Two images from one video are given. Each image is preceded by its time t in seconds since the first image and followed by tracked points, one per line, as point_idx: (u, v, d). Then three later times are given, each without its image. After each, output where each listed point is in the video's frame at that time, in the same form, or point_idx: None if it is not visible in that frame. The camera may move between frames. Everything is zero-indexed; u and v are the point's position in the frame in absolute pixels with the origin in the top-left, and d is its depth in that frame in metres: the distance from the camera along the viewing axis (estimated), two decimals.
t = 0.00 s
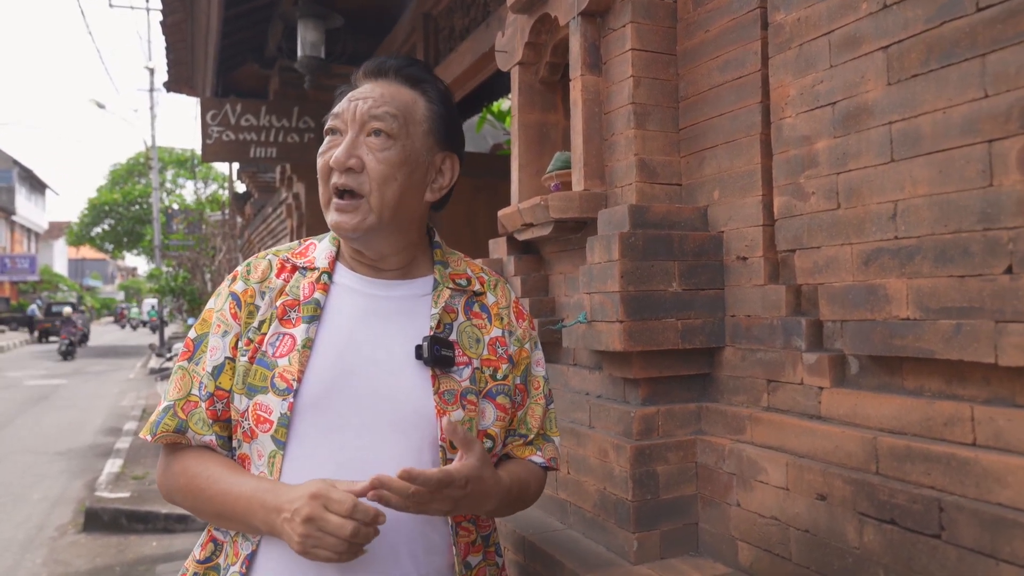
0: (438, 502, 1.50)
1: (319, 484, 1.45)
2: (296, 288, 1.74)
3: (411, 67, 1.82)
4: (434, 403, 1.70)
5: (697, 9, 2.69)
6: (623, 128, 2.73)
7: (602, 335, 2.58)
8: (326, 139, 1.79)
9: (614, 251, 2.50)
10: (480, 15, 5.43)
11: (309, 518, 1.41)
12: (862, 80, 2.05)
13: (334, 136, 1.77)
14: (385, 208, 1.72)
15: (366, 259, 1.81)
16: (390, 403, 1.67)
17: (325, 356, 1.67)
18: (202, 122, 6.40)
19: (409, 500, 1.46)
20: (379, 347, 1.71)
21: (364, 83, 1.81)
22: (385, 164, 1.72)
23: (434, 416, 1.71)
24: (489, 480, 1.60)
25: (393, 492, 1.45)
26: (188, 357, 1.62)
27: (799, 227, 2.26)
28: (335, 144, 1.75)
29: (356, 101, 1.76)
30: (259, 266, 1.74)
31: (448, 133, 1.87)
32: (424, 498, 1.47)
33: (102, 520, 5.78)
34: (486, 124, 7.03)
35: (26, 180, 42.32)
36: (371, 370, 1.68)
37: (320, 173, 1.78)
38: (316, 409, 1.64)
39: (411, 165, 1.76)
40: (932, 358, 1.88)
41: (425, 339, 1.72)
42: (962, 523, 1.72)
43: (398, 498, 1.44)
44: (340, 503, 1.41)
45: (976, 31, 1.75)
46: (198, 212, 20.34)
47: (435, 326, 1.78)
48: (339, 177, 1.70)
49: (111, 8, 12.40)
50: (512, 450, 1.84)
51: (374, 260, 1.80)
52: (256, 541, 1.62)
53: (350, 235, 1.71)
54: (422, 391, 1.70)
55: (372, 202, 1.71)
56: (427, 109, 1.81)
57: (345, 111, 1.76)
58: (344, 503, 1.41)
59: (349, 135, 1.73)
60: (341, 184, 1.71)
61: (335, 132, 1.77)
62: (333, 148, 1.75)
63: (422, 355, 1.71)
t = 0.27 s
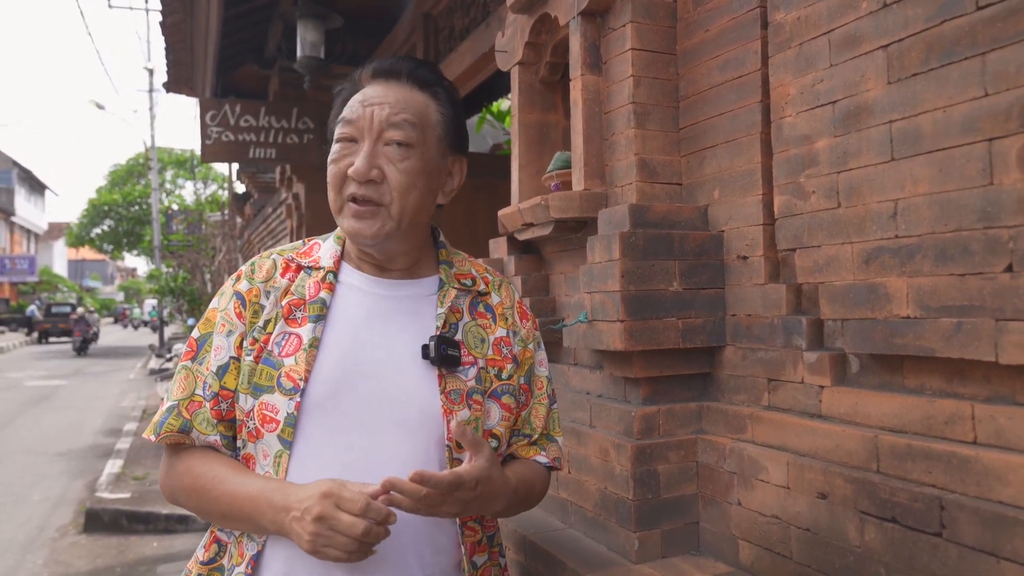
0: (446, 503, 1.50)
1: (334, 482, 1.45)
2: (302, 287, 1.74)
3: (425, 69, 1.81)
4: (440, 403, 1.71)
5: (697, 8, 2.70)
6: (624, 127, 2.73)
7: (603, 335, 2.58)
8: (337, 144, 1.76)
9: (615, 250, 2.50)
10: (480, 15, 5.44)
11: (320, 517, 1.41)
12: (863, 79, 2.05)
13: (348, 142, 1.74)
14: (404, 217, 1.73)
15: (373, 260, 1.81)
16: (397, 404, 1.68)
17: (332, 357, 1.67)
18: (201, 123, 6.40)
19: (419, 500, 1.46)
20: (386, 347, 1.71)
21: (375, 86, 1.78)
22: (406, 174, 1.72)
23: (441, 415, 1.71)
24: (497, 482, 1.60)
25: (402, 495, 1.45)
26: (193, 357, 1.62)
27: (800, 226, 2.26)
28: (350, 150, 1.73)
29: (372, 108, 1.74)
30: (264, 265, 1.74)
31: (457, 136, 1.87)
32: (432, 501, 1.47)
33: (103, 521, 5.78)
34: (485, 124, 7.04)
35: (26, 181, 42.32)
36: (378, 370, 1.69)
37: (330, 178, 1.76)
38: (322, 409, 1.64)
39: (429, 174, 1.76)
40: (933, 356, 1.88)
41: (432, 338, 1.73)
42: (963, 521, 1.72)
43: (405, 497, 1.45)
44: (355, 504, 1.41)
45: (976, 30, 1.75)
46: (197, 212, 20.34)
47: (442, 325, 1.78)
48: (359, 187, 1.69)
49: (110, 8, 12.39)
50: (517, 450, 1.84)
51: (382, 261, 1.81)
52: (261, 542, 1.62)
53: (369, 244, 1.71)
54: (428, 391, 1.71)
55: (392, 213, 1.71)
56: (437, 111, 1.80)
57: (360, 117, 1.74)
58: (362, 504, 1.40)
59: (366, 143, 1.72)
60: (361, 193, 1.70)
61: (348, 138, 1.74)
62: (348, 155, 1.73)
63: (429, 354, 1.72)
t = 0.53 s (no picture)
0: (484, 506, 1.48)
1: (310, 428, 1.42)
2: (309, 286, 1.74)
3: (426, 68, 1.80)
4: (450, 403, 1.72)
5: (697, 9, 2.70)
6: (624, 128, 2.73)
7: (604, 335, 2.58)
8: (352, 142, 1.73)
9: (616, 251, 2.50)
10: (479, 16, 5.44)
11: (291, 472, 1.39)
12: (864, 80, 2.05)
13: (367, 141, 1.72)
14: (431, 214, 1.75)
15: (385, 257, 1.80)
16: (408, 403, 1.69)
17: (343, 356, 1.68)
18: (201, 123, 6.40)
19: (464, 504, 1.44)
20: (395, 347, 1.72)
21: (385, 84, 1.77)
22: (431, 170, 1.74)
23: (450, 415, 1.72)
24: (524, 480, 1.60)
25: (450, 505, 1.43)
26: (192, 354, 1.61)
27: (801, 226, 2.27)
28: (371, 148, 1.72)
29: (390, 106, 1.73)
30: (269, 263, 1.74)
31: (460, 134, 1.88)
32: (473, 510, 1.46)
33: (102, 522, 5.78)
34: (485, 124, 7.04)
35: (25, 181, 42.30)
36: (387, 369, 1.70)
37: (347, 177, 1.72)
38: (333, 409, 1.65)
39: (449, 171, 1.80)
40: (934, 357, 1.88)
41: (442, 339, 1.73)
42: (965, 521, 1.72)
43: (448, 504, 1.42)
44: (337, 461, 1.35)
45: (977, 30, 1.75)
46: (196, 213, 20.33)
47: (450, 325, 1.79)
48: (390, 184, 1.69)
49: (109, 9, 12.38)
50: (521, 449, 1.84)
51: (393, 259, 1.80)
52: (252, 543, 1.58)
53: (399, 242, 1.71)
54: (437, 390, 1.72)
55: (422, 209, 1.73)
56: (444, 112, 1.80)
57: (379, 114, 1.73)
58: (318, 453, 1.36)
59: (390, 140, 1.72)
60: (389, 190, 1.70)
61: (367, 136, 1.72)
62: (371, 153, 1.72)
63: (439, 355, 1.72)
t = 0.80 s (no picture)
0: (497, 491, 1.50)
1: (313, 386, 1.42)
2: (312, 285, 1.73)
3: (423, 71, 1.79)
4: (454, 399, 1.73)
5: (698, 9, 2.70)
6: (626, 129, 2.73)
7: (605, 336, 2.58)
8: (356, 154, 1.71)
9: (617, 251, 2.51)
10: (479, 16, 5.44)
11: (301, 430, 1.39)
12: (865, 81, 2.05)
13: (372, 152, 1.70)
14: (439, 221, 1.76)
15: (390, 263, 1.80)
16: (414, 401, 1.70)
17: (348, 354, 1.68)
18: (200, 124, 6.40)
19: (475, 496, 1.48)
20: (399, 345, 1.72)
21: (385, 91, 1.74)
22: (439, 178, 1.74)
23: (454, 412, 1.73)
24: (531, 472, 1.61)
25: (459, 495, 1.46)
26: (196, 353, 1.60)
27: (803, 227, 2.27)
28: (377, 160, 1.70)
29: (393, 116, 1.71)
30: (272, 264, 1.74)
31: (458, 135, 1.86)
32: (489, 495, 1.48)
33: (102, 523, 5.78)
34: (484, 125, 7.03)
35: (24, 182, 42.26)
36: (392, 368, 1.70)
37: (353, 189, 1.71)
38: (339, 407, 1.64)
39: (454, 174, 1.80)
40: (936, 357, 1.88)
41: (446, 336, 1.73)
42: (967, 522, 1.72)
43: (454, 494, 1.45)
44: (341, 408, 1.34)
45: (979, 32, 1.75)
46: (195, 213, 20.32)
47: (454, 323, 1.79)
48: (399, 196, 1.69)
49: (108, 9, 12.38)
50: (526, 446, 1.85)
51: (398, 265, 1.81)
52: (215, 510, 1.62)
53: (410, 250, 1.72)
54: (442, 388, 1.72)
55: (431, 217, 1.74)
56: (444, 114, 1.80)
57: (383, 125, 1.70)
58: (320, 408, 1.36)
59: (396, 151, 1.70)
60: (399, 203, 1.69)
61: (372, 148, 1.70)
62: (377, 165, 1.70)
63: (444, 351, 1.73)
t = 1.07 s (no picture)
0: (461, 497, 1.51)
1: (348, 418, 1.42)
2: (314, 292, 1.74)
3: (418, 78, 1.77)
4: (454, 404, 1.73)
5: (699, 13, 2.71)
6: (627, 132, 2.74)
7: (606, 339, 2.59)
8: (353, 166, 1.71)
9: (619, 255, 2.51)
10: (479, 18, 5.44)
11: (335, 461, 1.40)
12: (867, 85, 2.06)
13: (368, 164, 1.70)
14: (437, 229, 1.77)
15: (389, 272, 1.81)
16: (414, 406, 1.71)
17: (347, 360, 1.68)
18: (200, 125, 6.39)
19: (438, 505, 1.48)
20: (397, 351, 1.74)
21: (380, 101, 1.73)
22: (436, 187, 1.74)
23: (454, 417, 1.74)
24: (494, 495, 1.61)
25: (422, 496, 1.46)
26: (204, 362, 1.61)
27: (804, 231, 2.27)
28: (374, 172, 1.70)
29: (389, 127, 1.70)
30: (275, 271, 1.74)
31: (455, 141, 1.83)
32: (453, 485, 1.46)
33: (101, 524, 5.78)
34: (484, 126, 7.04)
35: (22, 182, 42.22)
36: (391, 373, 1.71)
37: (351, 201, 1.71)
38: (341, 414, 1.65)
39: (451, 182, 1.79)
40: (938, 361, 1.89)
41: (444, 341, 1.74)
42: (969, 526, 1.72)
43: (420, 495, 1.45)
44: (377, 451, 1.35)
45: (980, 37, 1.76)
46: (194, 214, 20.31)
47: (453, 328, 1.80)
48: (397, 208, 1.69)
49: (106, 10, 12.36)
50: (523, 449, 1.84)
51: (397, 273, 1.81)
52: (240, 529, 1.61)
53: (409, 261, 1.74)
54: (441, 394, 1.73)
55: (429, 227, 1.74)
56: (440, 121, 1.78)
57: (378, 137, 1.70)
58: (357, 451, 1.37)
59: (393, 163, 1.70)
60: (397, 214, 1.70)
61: (369, 160, 1.70)
62: (374, 177, 1.70)
63: (442, 356, 1.74)
